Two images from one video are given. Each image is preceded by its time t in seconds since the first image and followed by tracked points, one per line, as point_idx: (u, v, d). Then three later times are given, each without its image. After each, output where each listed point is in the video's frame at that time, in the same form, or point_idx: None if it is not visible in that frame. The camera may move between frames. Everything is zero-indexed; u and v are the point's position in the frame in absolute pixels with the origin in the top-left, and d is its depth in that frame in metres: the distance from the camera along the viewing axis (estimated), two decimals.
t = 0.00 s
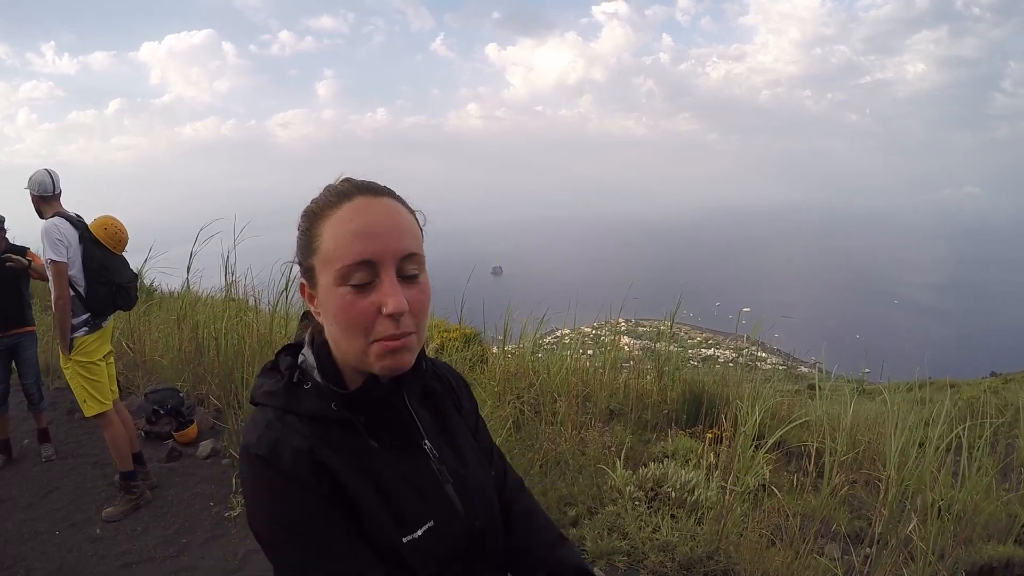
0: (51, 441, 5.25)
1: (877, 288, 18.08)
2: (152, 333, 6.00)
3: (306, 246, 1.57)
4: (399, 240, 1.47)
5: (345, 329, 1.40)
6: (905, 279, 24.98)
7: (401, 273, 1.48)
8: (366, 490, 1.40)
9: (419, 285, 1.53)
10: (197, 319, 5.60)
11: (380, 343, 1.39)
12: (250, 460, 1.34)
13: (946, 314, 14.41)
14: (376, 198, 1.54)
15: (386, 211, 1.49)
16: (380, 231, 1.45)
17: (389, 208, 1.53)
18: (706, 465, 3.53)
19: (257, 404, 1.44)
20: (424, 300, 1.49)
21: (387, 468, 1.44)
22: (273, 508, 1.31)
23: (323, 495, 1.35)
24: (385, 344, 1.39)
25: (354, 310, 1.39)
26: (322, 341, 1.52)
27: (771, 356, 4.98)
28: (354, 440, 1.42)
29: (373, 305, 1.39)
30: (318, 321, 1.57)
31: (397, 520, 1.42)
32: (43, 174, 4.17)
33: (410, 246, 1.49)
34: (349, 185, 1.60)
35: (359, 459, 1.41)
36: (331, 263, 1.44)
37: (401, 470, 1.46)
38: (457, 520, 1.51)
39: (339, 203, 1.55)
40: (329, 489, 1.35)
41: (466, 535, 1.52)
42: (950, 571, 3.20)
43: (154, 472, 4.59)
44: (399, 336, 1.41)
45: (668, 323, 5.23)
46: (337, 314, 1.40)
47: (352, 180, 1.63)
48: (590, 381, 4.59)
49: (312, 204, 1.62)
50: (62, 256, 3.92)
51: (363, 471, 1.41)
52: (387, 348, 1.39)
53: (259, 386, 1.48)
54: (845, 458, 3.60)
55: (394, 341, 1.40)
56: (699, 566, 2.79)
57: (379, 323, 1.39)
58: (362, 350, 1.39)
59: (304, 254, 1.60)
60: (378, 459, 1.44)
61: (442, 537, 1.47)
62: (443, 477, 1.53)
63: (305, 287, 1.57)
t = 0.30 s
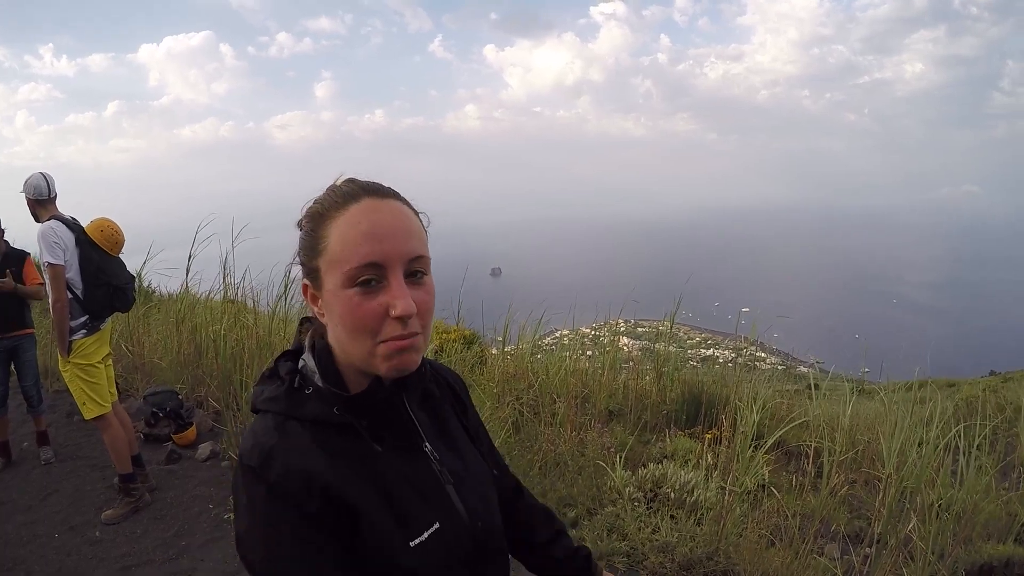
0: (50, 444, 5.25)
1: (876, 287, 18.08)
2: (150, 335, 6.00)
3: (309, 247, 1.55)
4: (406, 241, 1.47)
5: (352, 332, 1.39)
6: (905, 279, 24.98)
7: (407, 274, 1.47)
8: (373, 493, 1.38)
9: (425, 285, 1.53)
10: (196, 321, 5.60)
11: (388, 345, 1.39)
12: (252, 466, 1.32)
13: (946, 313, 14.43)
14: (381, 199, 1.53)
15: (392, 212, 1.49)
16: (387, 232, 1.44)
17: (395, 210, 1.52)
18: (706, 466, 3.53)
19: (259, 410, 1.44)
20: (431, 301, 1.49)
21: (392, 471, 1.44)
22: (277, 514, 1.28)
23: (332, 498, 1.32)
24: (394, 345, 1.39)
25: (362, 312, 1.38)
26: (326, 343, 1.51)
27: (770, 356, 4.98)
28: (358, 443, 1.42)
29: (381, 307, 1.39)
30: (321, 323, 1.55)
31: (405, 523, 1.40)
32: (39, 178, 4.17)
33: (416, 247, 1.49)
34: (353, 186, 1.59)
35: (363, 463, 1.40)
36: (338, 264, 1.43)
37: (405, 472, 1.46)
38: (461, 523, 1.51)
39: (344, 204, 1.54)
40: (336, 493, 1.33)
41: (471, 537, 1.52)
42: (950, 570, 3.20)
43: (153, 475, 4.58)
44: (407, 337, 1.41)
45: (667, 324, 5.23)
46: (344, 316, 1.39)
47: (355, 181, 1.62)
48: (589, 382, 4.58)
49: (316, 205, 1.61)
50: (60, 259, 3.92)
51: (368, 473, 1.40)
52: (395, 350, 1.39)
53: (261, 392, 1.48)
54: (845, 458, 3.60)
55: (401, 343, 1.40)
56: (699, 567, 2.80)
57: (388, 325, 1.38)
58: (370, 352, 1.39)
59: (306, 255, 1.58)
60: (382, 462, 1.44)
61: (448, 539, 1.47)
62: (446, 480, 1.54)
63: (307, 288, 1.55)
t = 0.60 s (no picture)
0: (49, 445, 5.24)
1: (876, 288, 18.09)
2: (149, 336, 5.98)
3: (325, 245, 1.53)
4: (430, 245, 1.47)
5: (373, 333, 1.38)
6: (905, 279, 24.99)
7: (429, 277, 1.47)
8: (380, 496, 1.40)
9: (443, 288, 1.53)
10: (195, 322, 5.59)
11: (409, 349, 1.40)
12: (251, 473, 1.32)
13: (945, 313, 14.45)
14: (403, 201, 1.52)
15: (416, 215, 1.48)
16: (412, 235, 1.44)
17: (417, 212, 1.51)
18: (705, 466, 3.52)
19: (263, 415, 1.43)
20: (450, 304, 1.50)
21: (400, 473, 1.45)
22: (275, 523, 1.29)
23: (333, 505, 1.34)
24: (415, 349, 1.40)
25: (384, 314, 1.38)
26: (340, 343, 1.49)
27: (770, 357, 4.98)
28: (366, 445, 1.43)
29: (405, 310, 1.39)
30: (331, 322, 1.53)
31: (414, 524, 1.43)
32: (36, 179, 4.17)
33: (438, 251, 1.49)
34: (373, 187, 1.58)
35: (370, 466, 1.42)
36: (362, 265, 1.41)
37: (413, 474, 1.48)
38: (465, 524, 1.54)
39: (365, 204, 1.52)
40: (336, 498, 1.35)
41: (474, 537, 1.56)
42: (949, 570, 3.21)
43: (152, 475, 4.58)
44: (427, 341, 1.42)
45: (667, 324, 5.23)
46: (366, 317, 1.38)
47: (373, 181, 1.61)
48: (588, 383, 4.57)
49: (334, 204, 1.58)
50: (58, 259, 3.92)
51: (376, 476, 1.41)
52: (416, 354, 1.40)
53: (265, 397, 1.47)
54: (844, 458, 3.60)
55: (422, 347, 1.41)
56: (698, 567, 2.80)
57: (411, 327, 1.39)
58: (391, 354, 1.39)
59: (320, 253, 1.56)
60: (390, 464, 1.45)
61: (453, 540, 1.50)
62: (450, 481, 1.56)
63: (320, 287, 1.52)
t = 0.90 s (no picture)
0: (46, 445, 5.23)
1: (875, 289, 18.13)
2: (147, 337, 5.97)
3: (327, 243, 1.52)
4: (432, 251, 1.46)
5: (370, 335, 1.38)
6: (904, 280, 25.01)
7: (429, 283, 1.47)
8: (372, 493, 1.40)
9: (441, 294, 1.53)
10: (193, 323, 5.58)
11: (404, 354, 1.40)
12: (246, 469, 1.31)
13: (944, 314, 14.48)
14: (409, 205, 1.52)
15: (420, 221, 1.48)
16: (416, 241, 1.44)
17: (421, 217, 1.51)
18: (702, 468, 3.52)
19: (257, 410, 1.42)
20: (447, 310, 1.50)
21: (392, 470, 1.45)
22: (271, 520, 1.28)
23: (326, 501, 1.34)
24: (410, 355, 1.40)
25: (382, 317, 1.38)
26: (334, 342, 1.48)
27: (767, 358, 4.98)
28: (360, 442, 1.43)
29: (403, 315, 1.39)
30: (327, 320, 1.53)
31: (406, 523, 1.42)
32: (33, 179, 4.16)
33: (440, 257, 1.49)
34: (378, 188, 1.57)
35: (363, 463, 1.42)
36: (362, 268, 1.41)
37: (406, 471, 1.48)
38: (457, 523, 1.54)
39: (369, 206, 1.51)
40: (328, 495, 1.35)
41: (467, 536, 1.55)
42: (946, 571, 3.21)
43: (150, 476, 4.57)
44: (423, 347, 1.42)
45: (665, 326, 5.21)
46: (363, 319, 1.38)
47: (377, 182, 1.60)
48: (585, 384, 4.57)
49: (338, 203, 1.58)
50: (54, 260, 3.91)
51: (369, 474, 1.42)
52: (411, 359, 1.40)
53: (257, 393, 1.46)
54: (841, 459, 3.61)
55: (417, 352, 1.41)
56: (696, 568, 2.81)
57: (408, 333, 1.39)
58: (386, 358, 1.39)
59: (320, 251, 1.55)
60: (383, 461, 1.45)
61: (445, 539, 1.49)
62: (443, 479, 1.56)
63: (319, 285, 1.51)
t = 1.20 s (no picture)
0: (43, 448, 5.22)
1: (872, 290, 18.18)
2: (144, 339, 5.96)
3: (332, 241, 1.43)
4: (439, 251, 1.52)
5: (396, 331, 1.39)
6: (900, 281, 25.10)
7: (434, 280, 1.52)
8: (357, 497, 1.37)
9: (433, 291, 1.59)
10: (189, 325, 5.58)
11: (422, 347, 1.44)
12: (231, 475, 1.34)
13: (940, 315, 14.53)
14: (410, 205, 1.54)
15: (427, 221, 1.52)
16: (431, 240, 1.48)
17: (422, 218, 1.54)
18: (699, 469, 3.53)
19: (243, 418, 1.44)
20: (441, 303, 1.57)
21: (377, 473, 1.42)
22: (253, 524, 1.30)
23: (308, 506, 1.32)
24: (426, 348, 1.45)
25: (410, 313, 1.40)
26: (342, 342, 1.43)
27: (764, 359, 4.99)
28: (344, 446, 1.40)
29: (426, 310, 1.43)
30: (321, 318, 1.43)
31: (390, 529, 1.40)
32: (30, 182, 4.15)
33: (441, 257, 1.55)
34: (373, 188, 1.53)
35: (346, 465, 1.39)
36: (389, 264, 1.40)
37: (392, 475, 1.44)
38: (445, 526, 1.51)
39: (372, 204, 1.48)
40: (308, 499, 1.33)
41: (454, 538, 1.53)
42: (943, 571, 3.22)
43: (146, 479, 4.56)
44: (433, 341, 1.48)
45: (661, 326, 5.16)
46: (391, 316, 1.38)
47: (365, 182, 1.55)
48: (582, 385, 4.57)
49: (332, 196, 1.50)
50: (50, 263, 3.90)
51: (353, 477, 1.39)
52: (427, 352, 1.45)
53: (244, 401, 1.47)
54: (837, 459, 3.62)
55: (431, 346, 1.47)
56: (692, 569, 2.81)
57: (430, 327, 1.43)
58: (405, 352, 1.42)
59: (317, 251, 1.45)
60: (368, 463, 1.42)
61: (431, 542, 1.47)
62: (430, 482, 1.53)
63: (323, 285, 1.41)
